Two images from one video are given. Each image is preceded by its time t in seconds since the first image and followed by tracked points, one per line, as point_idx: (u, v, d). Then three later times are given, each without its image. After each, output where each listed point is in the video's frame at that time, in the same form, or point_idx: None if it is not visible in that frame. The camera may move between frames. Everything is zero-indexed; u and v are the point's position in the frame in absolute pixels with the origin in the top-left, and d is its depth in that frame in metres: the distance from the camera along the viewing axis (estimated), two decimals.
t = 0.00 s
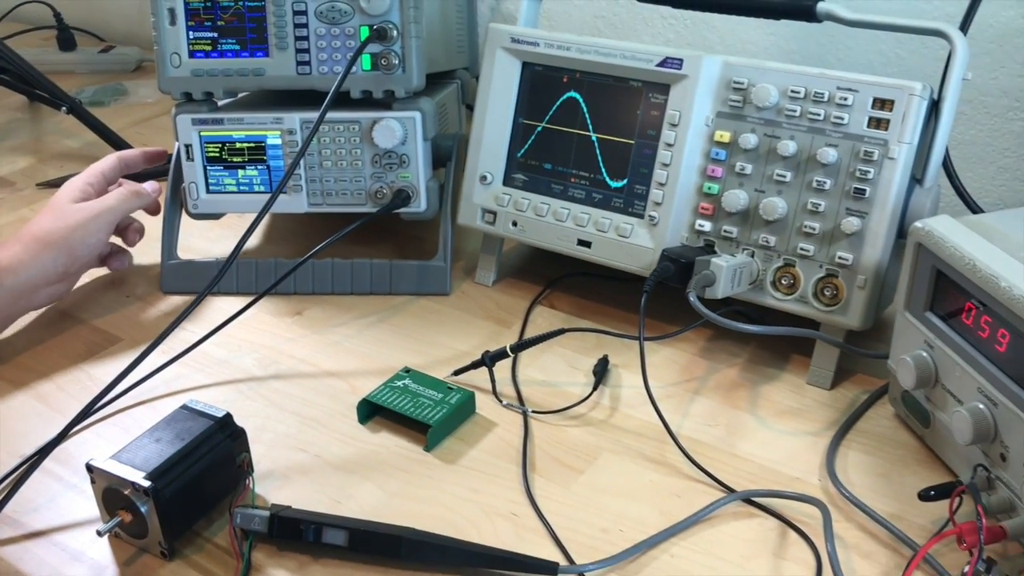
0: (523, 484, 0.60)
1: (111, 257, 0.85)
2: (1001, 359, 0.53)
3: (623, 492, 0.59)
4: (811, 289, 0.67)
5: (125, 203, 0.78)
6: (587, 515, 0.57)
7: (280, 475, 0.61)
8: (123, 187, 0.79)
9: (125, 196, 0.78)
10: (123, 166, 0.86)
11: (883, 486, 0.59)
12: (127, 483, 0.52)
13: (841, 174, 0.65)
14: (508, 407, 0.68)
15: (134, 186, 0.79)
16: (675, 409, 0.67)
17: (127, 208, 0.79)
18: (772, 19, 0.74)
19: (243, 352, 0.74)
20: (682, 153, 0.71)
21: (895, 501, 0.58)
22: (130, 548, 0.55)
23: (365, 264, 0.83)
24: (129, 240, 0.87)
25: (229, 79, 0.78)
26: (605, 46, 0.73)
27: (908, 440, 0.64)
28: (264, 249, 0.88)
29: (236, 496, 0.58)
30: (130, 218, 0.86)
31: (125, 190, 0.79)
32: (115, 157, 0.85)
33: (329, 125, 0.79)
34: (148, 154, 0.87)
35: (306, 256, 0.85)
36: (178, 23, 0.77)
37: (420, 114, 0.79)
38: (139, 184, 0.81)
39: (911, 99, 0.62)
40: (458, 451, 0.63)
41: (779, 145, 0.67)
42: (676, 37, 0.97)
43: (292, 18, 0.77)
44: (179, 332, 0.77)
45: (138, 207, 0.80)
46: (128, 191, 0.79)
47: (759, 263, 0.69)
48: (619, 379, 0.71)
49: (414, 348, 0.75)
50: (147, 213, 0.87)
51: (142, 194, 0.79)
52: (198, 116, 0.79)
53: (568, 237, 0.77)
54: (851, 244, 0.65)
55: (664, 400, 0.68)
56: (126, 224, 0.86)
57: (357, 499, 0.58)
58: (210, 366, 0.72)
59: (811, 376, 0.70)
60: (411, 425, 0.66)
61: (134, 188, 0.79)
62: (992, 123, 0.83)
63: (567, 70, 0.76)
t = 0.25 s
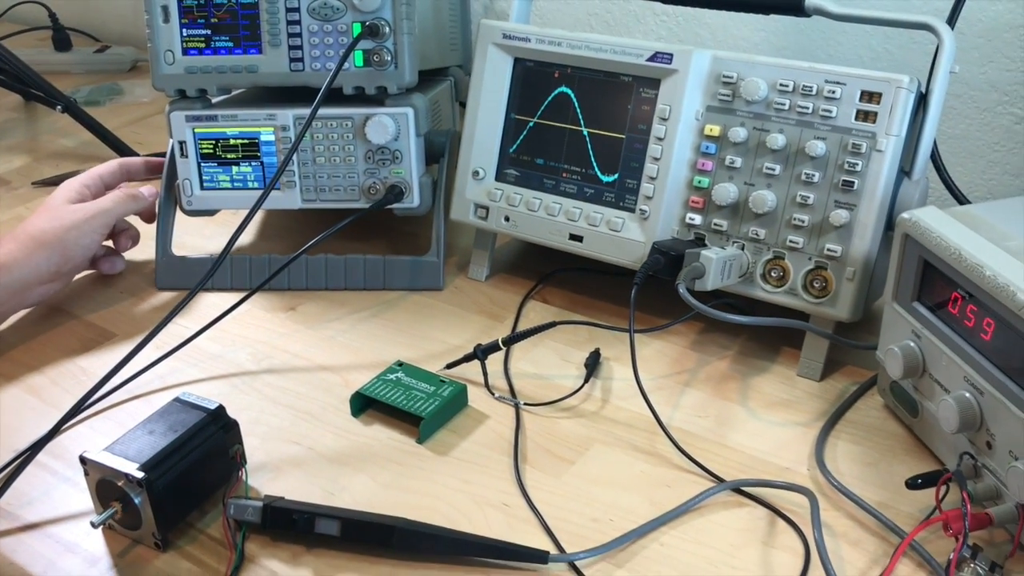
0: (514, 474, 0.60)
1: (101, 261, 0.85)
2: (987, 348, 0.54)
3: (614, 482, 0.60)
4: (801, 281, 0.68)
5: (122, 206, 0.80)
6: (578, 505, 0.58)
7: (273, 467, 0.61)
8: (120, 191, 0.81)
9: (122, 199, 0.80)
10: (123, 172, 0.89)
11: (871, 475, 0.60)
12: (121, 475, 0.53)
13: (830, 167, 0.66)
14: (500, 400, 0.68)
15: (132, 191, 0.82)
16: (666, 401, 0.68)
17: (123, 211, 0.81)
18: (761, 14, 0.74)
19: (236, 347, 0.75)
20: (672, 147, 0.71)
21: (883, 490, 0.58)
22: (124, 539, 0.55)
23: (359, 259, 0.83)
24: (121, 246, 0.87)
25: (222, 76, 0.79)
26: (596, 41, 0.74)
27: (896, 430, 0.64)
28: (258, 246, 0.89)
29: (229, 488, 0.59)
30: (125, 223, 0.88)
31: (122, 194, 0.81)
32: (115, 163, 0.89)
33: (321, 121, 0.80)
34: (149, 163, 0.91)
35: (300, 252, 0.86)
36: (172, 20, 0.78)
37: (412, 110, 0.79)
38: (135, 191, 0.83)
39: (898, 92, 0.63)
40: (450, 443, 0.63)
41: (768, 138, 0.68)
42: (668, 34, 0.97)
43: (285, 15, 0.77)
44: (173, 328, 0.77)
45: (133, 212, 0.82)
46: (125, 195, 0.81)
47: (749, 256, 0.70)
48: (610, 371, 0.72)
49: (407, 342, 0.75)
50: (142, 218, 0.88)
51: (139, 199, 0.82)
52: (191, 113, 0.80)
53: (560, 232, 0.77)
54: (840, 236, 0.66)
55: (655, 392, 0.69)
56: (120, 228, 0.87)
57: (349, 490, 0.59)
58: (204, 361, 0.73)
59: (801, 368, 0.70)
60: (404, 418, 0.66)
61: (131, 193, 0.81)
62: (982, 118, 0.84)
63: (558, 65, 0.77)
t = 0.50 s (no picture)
0: (513, 470, 0.60)
1: (104, 260, 0.85)
2: (983, 344, 0.54)
3: (612, 478, 0.60)
4: (799, 278, 0.68)
5: (126, 207, 0.80)
6: (576, 501, 0.58)
7: (273, 463, 0.61)
8: (125, 192, 0.81)
9: (127, 200, 0.80)
10: (128, 172, 0.89)
11: (869, 471, 0.60)
12: (122, 471, 0.53)
13: (828, 164, 0.66)
14: (499, 396, 0.68)
15: (136, 192, 0.82)
16: (665, 397, 0.68)
17: (127, 211, 0.81)
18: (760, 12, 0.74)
19: (237, 345, 0.75)
20: (671, 144, 0.72)
21: (881, 486, 0.59)
22: (125, 535, 0.56)
23: (359, 257, 0.83)
24: (124, 245, 0.88)
25: (222, 75, 0.79)
26: (595, 40, 0.74)
27: (894, 426, 0.64)
28: (259, 244, 0.89)
29: (230, 484, 0.59)
30: (130, 223, 0.88)
31: (127, 194, 0.81)
32: (121, 164, 0.88)
33: (321, 120, 0.80)
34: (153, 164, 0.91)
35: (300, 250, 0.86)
36: (172, 19, 0.78)
37: (412, 109, 0.80)
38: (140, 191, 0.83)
39: (895, 89, 0.63)
40: (449, 439, 0.64)
41: (766, 136, 0.68)
42: (667, 33, 0.97)
43: (285, 14, 0.77)
44: (174, 325, 0.78)
45: (137, 212, 0.82)
46: (130, 196, 0.81)
47: (748, 253, 0.70)
48: (609, 368, 0.72)
49: (407, 340, 0.76)
50: (146, 218, 0.89)
51: (144, 200, 0.82)
52: (192, 111, 0.80)
53: (559, 230, 0.77)
54: (838, 234, 0.66)
55: (653, 389, 0.69)
56: (124, 228, 0.87)
57: (349, 486, 0.59)
58: (204, 359, 0.73)
59: (799, 365, 0.71)
60: (404, 415, 0.66)
61: (136, 193, 0.81)
62: (980, 116, 0.84)
63: (558, 64, 0.77)
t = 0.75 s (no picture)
0: (515, 468, 0.61)
1: (108, 258, 0.85)
2: (984, 343, 0.54)
3: (613, 477, 0.60)
4: (800, 277, 0.68)
5: (130, 206, 0.81)
6: (577, 499, 0.58)
7: (275, 461, 0.62)
8: (129, 191, 0.81)
9: (131, 199, 0.81)
10: (132, 170, 0.89)
11: (870, 470, 0.60)
12: (124, 469, 0.53)
13: (829, 163, 0.66)
14: (501, 395, 0.68)
15: (141, 191, 0.82)
16: (666, 396, 0.68)
17: (131, 210, 0.81)
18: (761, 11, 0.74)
19: (239, 343, 0.75)
20: (673, 143, 0.72)
21: (881, 485, 0.59)
22: (128, 532, 0.56)
23: (361, 256, 0.84)
24: (128, 243, 0.88)
25: (225, 74, 0.79)
26: (596, 38, 0.74)
27: (895, 425, 0.65)
28: (261, 242, 0.89)
29: (232, 481, 0.59)
30: (134, 222, 0.88)
31: (132, 193, 0.81)
32: (126, 162, 0.89)
33: (324, 118, 0.80)
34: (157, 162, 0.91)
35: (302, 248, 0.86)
36: (175, 18, 0.78)
37: (414, 108, 0.80)
38: (145, 190, 0.83)
39: (897, 89, 0.63)
40: (451, 438, 0.64)
41: (768, 134, 0.68)
42: (670, 32, 0.97)
43: (288, 13, 0.78)
44: (177, 324, 0.78)
45: (142, 211, 0.82)
46: (134, 195, 0.81)
47: (749, 252, 0.70)
48: (611, 367, 0.72)
49: (408, 338, 0.76)
50: (149, 217, 0.89)
51: (149, 199, 0.82)
52: (195, 110, 0.80)
53: (561, 228, 0.78)
54: (839, 232, 0.66)
55: (654, 387, 0.69)
56: (128, 226, 0.87)
57: (351, 484, 0.59)
58: (207, 357, 0.73)
59: (801, 364, 0.71)
60: (406, 413, 0.67)
61: (141, 192, 0.82)
62: (982, 115, 0.84)
63: (560, 63, 0.77)
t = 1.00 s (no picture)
0: (516, 465, 0.61)
1: (111, 257, 0.85)
2: (985, 340, 0.54)
3: (615, 473, 0.60)
4: (802, 274, 0.68)
5: (132, 205, 0.82)
6: (578, 495, 0.58)
7: (277, 458, 0.62)
8: (132, 190, 0.82)
9: (134, 198, 0.82)
10: (134, 169, 0.89)
11: (871, 467, 0.60)
12: (127, 464, 0.53)
13: (831, 160, 0.66)
14: (502, 392, 0.69)
15: (143, 191, 0.83)
16: (667, 393, 0.68)
17: (133, 210, 0.82)
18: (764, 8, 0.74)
19: (242, 340, 0.75)
20: (675, 140, 0.72)
21: (882, 482, 0.59)
22: (131, 528, 0.56)
23: (363, 253, 0.84)
24: (130, 242, 0.88)
25: (228, 71, 0.79)
26: (598, 36, 0.74)
27: (897, 422, 0.65)
28: (264, 239, 0.89)
29: (234, 477, 0.59)
30: (136, 221, 0.88)
31: (134, 192, 0.82)
32: (128, 161, 0.88)
33: (326, 116, 0.80)
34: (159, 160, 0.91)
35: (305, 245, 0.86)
36: (178, 15, 0.78)
37: (416, 105, 0.80)
38: (147, 190, 0.84)
39: (899, 86, 0.63)
40: (453, 434, 0.64)
41: (770, 132, 0.68)
42: (673, 29, 0.97)
43: (290, 10, 0.78)
44: (179, 321, 0.78)
45: (144, 211, 0.83)
46: (137, 194, 0.82)
47: (751, 250, 0.70)
48: (612, 364, 0.72)
49: (410, 335, 0.76)
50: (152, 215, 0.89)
51: (151, 199, 0.83)
52: (198, 107, 0.80)
53: (563, 226, 0.78)
54: (841, 230, 0.66)
55: (656, 384, 0.69)
56: (130, 225, 0.88)
57: (353, 480, 0.59)
58: (209, 354, 0.73)
59: (803, 361, 0.71)
60: (408, 410, 0.67)
61: (143, 192, 0.83)
62: (985, 112, 0.84)
63: (562, 60, 0.77)
